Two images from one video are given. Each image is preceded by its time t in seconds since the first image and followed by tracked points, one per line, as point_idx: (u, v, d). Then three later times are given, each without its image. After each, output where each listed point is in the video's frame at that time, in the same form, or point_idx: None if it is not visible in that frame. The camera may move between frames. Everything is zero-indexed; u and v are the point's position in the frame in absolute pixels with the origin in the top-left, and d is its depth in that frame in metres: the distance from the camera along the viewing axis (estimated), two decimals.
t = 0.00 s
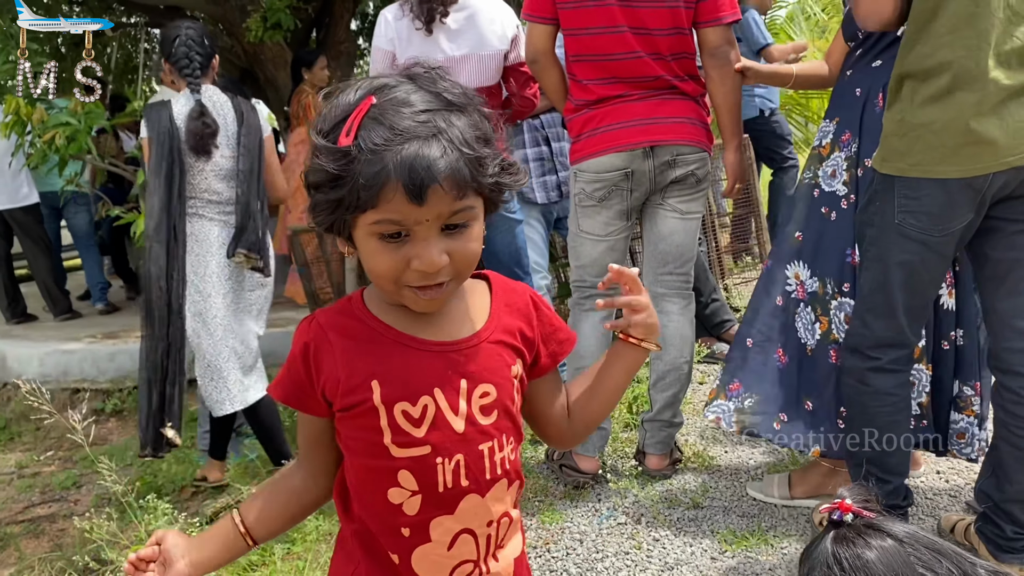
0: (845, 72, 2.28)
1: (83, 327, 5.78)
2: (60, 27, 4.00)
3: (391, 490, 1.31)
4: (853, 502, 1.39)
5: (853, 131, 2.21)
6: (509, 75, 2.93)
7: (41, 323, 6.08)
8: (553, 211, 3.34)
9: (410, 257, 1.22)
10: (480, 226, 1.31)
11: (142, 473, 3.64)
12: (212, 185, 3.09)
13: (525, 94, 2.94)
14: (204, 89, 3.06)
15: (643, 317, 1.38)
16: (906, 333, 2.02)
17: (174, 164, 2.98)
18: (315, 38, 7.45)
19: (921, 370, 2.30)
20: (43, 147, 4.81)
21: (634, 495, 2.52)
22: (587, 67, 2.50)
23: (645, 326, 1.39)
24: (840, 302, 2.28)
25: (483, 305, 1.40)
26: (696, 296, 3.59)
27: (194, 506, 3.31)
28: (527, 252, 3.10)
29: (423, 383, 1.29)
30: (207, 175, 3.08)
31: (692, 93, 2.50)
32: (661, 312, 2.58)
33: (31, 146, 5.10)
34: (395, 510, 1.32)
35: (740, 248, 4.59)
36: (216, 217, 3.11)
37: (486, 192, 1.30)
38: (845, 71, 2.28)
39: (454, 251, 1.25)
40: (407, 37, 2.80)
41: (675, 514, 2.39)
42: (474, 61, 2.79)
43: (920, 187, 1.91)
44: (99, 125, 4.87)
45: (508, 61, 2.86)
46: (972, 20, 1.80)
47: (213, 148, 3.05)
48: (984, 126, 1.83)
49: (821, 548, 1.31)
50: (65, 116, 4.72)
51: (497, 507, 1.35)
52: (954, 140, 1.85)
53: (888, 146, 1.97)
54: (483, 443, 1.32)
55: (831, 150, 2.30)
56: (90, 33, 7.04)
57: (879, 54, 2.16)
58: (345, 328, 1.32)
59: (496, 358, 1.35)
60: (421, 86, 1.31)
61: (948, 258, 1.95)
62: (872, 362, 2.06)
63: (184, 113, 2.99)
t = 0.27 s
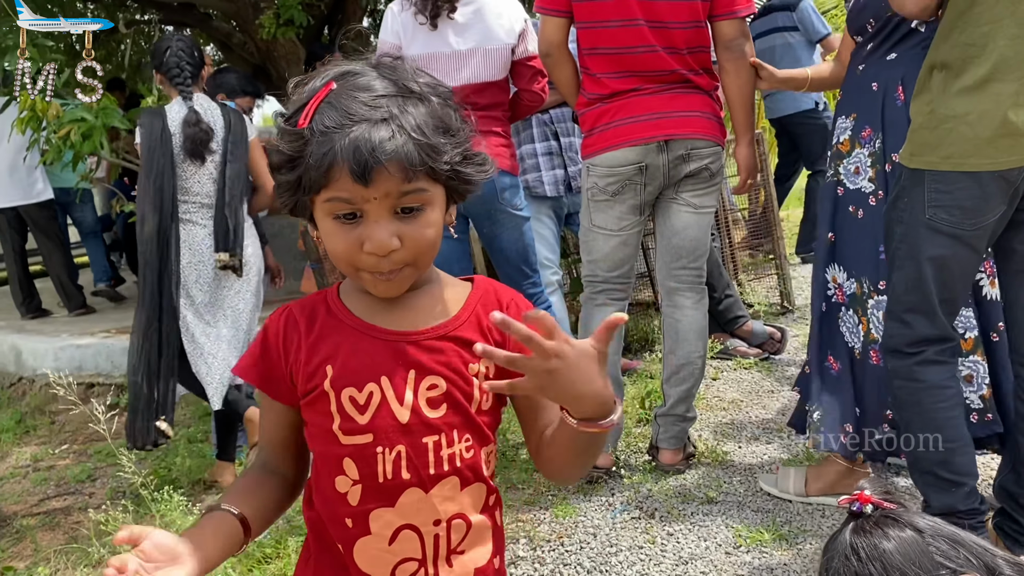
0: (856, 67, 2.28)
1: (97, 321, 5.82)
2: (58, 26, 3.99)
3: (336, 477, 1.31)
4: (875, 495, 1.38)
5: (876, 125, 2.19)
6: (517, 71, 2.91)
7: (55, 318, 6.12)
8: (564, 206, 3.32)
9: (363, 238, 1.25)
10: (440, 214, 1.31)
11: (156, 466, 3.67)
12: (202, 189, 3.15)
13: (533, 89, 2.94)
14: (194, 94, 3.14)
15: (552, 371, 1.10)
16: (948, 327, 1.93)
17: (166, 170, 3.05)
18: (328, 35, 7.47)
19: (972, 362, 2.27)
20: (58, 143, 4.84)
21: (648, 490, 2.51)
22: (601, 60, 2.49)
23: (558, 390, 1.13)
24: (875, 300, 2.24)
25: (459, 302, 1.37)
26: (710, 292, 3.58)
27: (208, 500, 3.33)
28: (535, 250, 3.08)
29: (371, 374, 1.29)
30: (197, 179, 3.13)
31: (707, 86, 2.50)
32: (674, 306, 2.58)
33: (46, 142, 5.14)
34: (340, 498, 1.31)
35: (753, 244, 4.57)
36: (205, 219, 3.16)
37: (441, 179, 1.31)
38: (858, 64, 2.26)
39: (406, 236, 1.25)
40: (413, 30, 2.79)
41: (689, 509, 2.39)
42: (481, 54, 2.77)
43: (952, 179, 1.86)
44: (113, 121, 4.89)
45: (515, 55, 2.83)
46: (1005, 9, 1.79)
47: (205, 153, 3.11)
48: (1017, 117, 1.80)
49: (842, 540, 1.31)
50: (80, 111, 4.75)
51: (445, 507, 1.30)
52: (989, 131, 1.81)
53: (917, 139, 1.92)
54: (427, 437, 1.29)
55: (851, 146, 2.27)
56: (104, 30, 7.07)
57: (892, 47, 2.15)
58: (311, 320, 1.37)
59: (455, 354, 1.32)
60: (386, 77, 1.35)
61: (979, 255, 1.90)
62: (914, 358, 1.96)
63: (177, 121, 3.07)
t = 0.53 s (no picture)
0: (860, 68, 2.29)
1: (115, 316, 5.86)
2: (61, 27, 4.17)
3: (288, 477, 1.26)
4: (906, 490, 1.40)
5: (882, 127, 2.20)
6: (531, 66, 2.90)
7: (73, 313, 6.16)
8: (582, 203, 3.32)
9: (315, 212, 1.21)
10: (403, 204, 1.26)
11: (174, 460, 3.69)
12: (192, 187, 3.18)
13: (547, 86, 2.93)
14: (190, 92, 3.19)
15: (401, 340, 1.02)
16: None
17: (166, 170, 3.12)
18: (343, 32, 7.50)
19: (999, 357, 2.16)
20: (76, 139, 4.87)
21: (667, 487, 2.51)
22: (620, 56, 2.49)
23: (412, 350, 1.04)
24: (897, 306, 2.20)
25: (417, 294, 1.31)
26: (728, 288, 3.57)
27: (226, 494, 3.34)
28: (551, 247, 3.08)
29: (321, 370, 1.24)
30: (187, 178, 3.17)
31: (726, 82, 2.49)
32: (693, 303, 2.57)
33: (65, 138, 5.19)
34: (293, 499, 1.27)
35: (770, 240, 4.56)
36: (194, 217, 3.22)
37: (407, 170, 1.26)
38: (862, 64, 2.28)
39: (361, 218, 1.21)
40: (426, 23, 2.77)
41: (709, 506, 2.38)
42: (494, 50, 2.75)
43: (1000, 185, 1.75)
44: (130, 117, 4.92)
45: (529, 51, 2.82)
46: None
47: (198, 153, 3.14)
48: None
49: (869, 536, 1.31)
50: (98, 108, 4.77)
51: (400, 508, 1.26)
52: None
53: (960, 146, 1.82)
54: (380, 439, 1.24)
55: (860, 151, 2.26)
56: (121, 27, 7.11)
57: (895, 46, 2.19)
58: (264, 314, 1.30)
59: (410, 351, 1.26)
60: (369, 59, 1.32)
61: None
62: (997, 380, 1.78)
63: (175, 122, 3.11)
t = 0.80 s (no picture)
0: (864, 67, 2.29)
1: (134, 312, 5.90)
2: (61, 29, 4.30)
3: (329, 482, 1.32)
4: (947, 494, 1.40)
5: (884, 129, 2.21)
6: (552, 64, 2.88)
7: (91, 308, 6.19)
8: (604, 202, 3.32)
9: (352, 200, 1.23)
10: (443, 199, 1.27)
11: (195, 456, 3.71)
12: (185, 203, 3.42)
13: (569, 83, 2.92)
14: (183, 112, 3.40)
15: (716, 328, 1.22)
16: None
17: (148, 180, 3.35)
18: (359, 30, 7.52)
19: (944, 379, 2.22)
20: (97, 136, 4.90)
21: (691, 487, 2.51)
22: (644, 54, 2.47)
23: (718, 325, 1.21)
24: (862, 310, 2.28)
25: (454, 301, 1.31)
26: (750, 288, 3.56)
27: (247, 490, 3.37)
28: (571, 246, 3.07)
29: (354, 379, 1.27)
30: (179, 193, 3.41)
31: (750, 80, 2.48)
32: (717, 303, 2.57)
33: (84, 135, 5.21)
34: (334, 502, 1.33)
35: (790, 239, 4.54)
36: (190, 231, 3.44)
37: (449, 165, 1.27)
38: (867, 64, 2.27)
39: (400, 208, 1.22)
40: (447, 24, 2.74)
41: (733, 507, 2.38)
42: (517, 48, 2.74)
43: None
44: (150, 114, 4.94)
45: (551, 49, 2.81)
46: None
47: (187, 170, 3.37)
48: None
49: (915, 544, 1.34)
50: (119, 105, 4.79)
51: (429, 522, 1.28)
52: None
53: (1000, 151, 1.72)
54: (409, 452, 1.26)
55: (854, 150, 2.29)
56: (139, 24, 7.13)
57: (901, 45, 2.18)
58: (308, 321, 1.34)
59: (441, 361, 1.26)
60: (424, 56, 1.35)
61: None
62: None
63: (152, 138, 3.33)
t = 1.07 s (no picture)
0: (865, 69, 2.28)
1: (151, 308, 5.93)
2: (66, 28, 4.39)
3: (381, 479, 1.33)
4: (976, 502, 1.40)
5: (888, 130, 2.18)
6: (573, 64, 2.89)
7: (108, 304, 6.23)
8: (625, 200, 3.31)
9: (422, 198, 1.23)
10: (507, 196, 1.28)
11: (214, 452, 3.73)
12: (168, 203, 3.54)
13: (590, 81, 2.92)
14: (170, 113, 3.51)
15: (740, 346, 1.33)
16: None
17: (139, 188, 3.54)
18: (375, 27, 7.53)
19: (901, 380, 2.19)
20: (116, 133, 4.92)
21: (712, 487, 2.50)
22: (666, 51, 2.46)
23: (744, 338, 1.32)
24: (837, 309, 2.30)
25: (509, 299, 1.32)
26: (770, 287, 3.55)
27: (266, 486, 3.39)
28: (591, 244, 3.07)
29: (411, 379, 1.27)
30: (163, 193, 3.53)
31: (772, 80, 2.47)
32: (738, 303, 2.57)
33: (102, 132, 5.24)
34: (384, 500, 1.34)
35: (808, 239, 4.52)
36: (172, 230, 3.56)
37: (513, 162, 1.29)
38: (869, 65, 2.25)
39: (470, 205, 1.23)
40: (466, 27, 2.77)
41: (754, 507, 2.38)
42: (537, 49, 2.74)
43: None
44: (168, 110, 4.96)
45: (571, 49, 2.82)
46: None
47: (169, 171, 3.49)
48: None
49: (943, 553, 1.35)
50: (138, 102, 4.82)
51: (481, 524, 1.29)
52: None
53: None
54: (464, 453, 1.27)
55: (859, 150, 2.26)
56: (155, 21, 7.16)
57: (906, 46, 2.16)
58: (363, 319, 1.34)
59: (500, 361, 1.28)
60: (483, 55, 1.38)
61: None
62: None
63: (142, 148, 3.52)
